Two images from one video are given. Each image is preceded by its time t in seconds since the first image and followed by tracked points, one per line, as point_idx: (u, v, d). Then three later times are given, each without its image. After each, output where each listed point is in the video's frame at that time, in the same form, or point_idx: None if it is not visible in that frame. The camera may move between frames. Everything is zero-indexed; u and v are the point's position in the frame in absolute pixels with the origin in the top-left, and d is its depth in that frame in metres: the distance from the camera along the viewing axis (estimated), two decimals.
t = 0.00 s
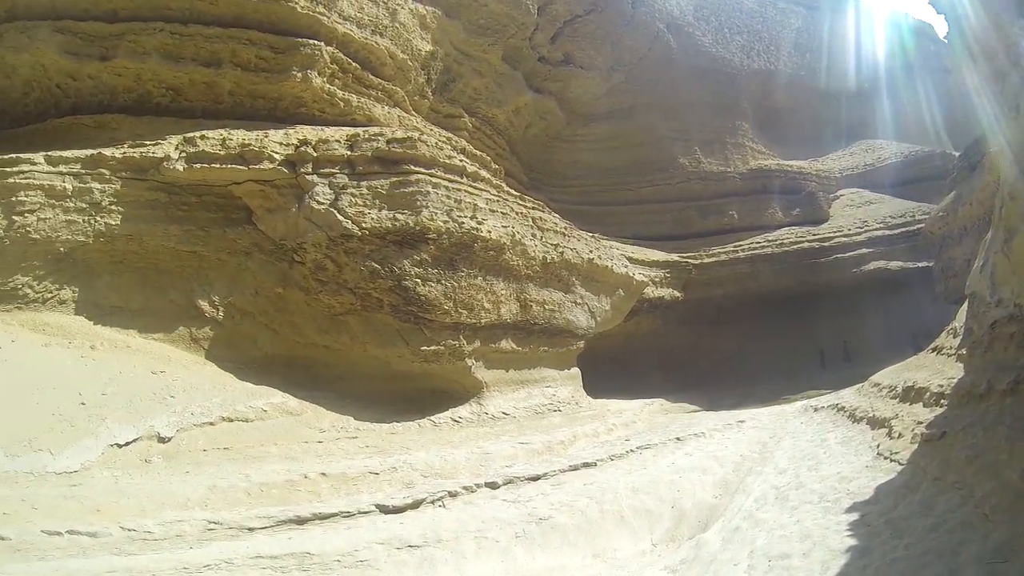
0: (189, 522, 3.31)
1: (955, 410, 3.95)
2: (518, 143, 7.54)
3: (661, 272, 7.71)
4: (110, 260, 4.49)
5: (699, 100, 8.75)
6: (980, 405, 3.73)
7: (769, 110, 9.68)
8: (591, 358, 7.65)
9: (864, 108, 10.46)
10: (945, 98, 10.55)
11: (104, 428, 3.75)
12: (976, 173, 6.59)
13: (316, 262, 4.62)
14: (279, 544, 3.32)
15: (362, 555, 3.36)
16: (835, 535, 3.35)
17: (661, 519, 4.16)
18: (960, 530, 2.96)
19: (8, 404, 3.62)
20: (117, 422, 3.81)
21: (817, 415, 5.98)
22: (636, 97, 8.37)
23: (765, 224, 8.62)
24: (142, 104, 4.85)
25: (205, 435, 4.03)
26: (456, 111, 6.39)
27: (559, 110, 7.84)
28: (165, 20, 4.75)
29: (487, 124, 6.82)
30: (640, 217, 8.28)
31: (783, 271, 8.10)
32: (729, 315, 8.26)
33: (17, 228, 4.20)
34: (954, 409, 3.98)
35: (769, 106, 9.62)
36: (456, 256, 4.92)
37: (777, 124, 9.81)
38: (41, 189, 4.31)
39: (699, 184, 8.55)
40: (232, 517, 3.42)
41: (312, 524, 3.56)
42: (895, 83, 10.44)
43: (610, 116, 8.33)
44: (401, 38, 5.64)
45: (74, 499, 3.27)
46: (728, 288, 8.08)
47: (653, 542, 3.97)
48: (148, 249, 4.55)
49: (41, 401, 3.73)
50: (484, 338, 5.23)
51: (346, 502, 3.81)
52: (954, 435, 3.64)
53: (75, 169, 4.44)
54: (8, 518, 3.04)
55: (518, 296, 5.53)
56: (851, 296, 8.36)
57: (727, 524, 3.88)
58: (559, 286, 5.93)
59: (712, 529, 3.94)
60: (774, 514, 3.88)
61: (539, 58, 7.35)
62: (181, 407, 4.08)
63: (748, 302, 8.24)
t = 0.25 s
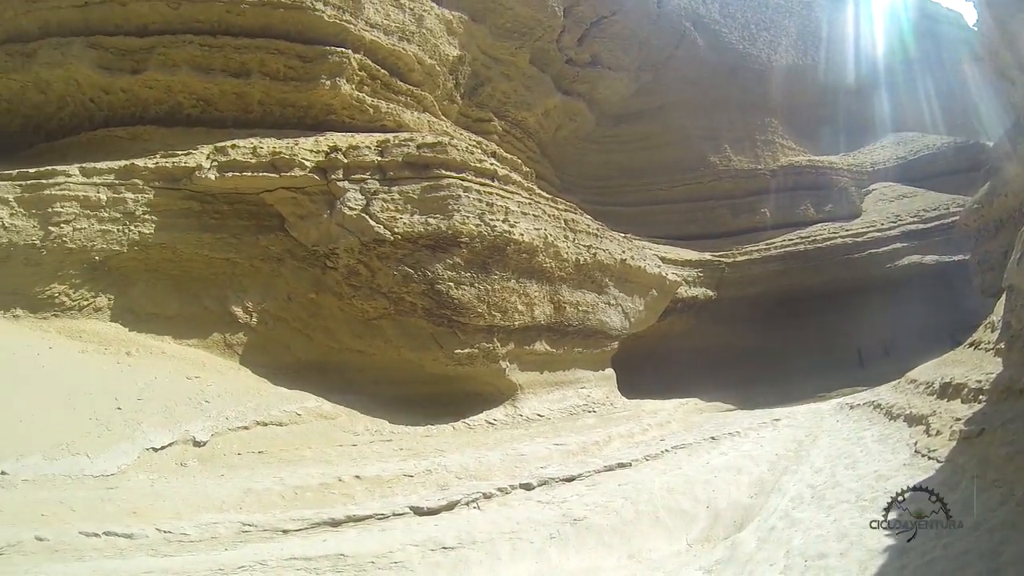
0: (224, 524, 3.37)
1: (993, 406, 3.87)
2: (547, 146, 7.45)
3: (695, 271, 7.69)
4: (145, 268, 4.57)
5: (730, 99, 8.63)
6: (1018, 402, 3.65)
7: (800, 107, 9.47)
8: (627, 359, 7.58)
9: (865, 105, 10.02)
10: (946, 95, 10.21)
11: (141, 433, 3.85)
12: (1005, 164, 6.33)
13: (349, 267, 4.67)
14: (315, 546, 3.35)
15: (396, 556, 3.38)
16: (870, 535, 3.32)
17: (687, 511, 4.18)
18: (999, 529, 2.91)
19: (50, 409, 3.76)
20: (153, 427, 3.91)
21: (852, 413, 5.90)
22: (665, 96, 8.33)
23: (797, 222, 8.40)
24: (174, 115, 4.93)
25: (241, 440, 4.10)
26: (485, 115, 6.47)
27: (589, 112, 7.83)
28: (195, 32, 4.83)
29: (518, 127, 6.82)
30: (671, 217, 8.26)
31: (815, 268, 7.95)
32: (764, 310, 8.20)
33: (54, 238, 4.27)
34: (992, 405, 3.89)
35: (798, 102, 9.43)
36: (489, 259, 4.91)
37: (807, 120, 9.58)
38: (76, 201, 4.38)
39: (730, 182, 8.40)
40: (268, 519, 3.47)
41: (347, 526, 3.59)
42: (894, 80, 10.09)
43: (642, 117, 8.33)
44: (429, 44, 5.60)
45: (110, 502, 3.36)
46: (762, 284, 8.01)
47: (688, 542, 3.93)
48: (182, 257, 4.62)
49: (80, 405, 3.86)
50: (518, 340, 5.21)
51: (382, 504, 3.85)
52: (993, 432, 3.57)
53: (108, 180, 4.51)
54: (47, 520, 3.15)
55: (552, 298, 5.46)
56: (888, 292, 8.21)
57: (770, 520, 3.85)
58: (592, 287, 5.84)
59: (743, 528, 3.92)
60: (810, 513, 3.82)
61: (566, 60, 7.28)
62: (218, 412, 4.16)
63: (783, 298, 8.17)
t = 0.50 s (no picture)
0: (263, 525, 3.40)
1: None
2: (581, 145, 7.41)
3: (732, 268, 7.61)
4: (182, 274, 4.69)
5: (766, 96, 8.30)
6: None
7: (829, 97, 9.20)
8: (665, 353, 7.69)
9: (871, 107, 9.63)
10: (945, 94, 9.94)
11: (180, 436, 3.92)
12: None
13: (386, 269, 4.67)
14: (354, 546, 3.36)
15: (435, 556, 3.37)
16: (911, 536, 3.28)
17: (711, 498, 4.21)
18: None
19: (93, 414, 3.87)
20: (192, 430, 3.99)
21: (892, 410, 5.78)
22: (699, 93, 8.07)
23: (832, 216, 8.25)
24: (208, 122, 5.01)
25: (280, 442, 4.15)
26: (518, 115, 6.35)
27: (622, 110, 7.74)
28: (224, 40, 4.85)
29: (551, 126, 6.72)
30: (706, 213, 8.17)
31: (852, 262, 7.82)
32: (795, 308, 8.12)
33: (92, 246, 4.45)
34: None
35: (830, 95, 9.16)
36: (525, 258, 4.83)
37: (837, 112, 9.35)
38: (113, 209, 4.56)
39: (763, 177, 8.23)
40: (306, 520, 3.49)
41: (385, 527, 3.61)
42: (894, 84, 9.75)
43: (676, 114, 8.14)
44: (459, 45, 5.48)
45: (151, 505, 3.41)
46: (794, 283, 7.91)
47: (727, 542, 3.86)
48: (218, 262, 4.71)
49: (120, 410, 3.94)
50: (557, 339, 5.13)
51: (421, 505, 3.86)
52: None
53: (144, 188, 4.65)
54: (92, 521, 3.19)
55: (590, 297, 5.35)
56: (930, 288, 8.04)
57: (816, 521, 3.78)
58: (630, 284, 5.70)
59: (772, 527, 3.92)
60: (850, 512, 3.75)
61: (597, 58, 7.07)
62: (256, 415, 4.22)
63: (815, 295, 8.08)
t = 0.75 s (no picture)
0: (302, 526, 3.43)
1: None
2: (614, 142, 7.24)
3: (769, 263, 7.24)
4: (220, 278, 4.77)
5: (808, 88, 7.64)
6: None
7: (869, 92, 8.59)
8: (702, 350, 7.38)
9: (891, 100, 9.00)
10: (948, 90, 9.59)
11: (220, 438, 4.00)
12: None
13: (423, 270, 4.67)
14: (393, 546, 3.37)
15: (475, 556, 3.36)
16: (954, 537, 3.23)
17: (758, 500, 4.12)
18: None
19: (135, 417, 4.00)
20: (232, 432, 4.06)
21: (932, 405, 5.65)
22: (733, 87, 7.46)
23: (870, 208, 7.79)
24: (242, 128, 5.05)
25: (319, 444, 4.19)
26: (551, 113, 6.31)
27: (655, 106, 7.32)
28: (256, 47, 4.87)
29: (584, 124, 6.64)
30: (742, 209, 7.72)
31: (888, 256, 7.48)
32: (843, 302, 7.74)
33: (130, 254, 4.61)
34: None
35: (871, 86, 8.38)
36: (563, 257, 4.75)
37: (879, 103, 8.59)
38: (151, 216, 4.69)
39: (802, 172, 7.69)
40: (345, 521, 3.52)
41: (425, 527, 3.62)
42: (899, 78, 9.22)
43: (708, 110, 7.58)
44: (491, 45, 5.45)
45: (193, 506, 3.47)
46: (837, 274, 7.47)
47: (766, 540, 3.82)
48: (254, 267, 4.79)
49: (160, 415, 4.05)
50: (594, 337, 5.05)
51: (460, 505, 3.86)
52: None
53: (180, 195, 4.75)
54: (134, 522, 3.26)
55: (627, 295, 5.26)
56: (968, 280, 7.78)
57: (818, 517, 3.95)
58: (666, 281, 5.59)
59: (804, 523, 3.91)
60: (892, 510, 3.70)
61: (629, 55, 6.84)
62: (295, 417, 4.28)
63: (864, 288, 7.68)
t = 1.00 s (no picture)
0: (340, 531, 3.44)
1: None
2: (650, 143, 7.14)
3: (806, 261, 6.99)
4: (257, 286, 4.83)
5: (846, 83, 7.26)
6: None
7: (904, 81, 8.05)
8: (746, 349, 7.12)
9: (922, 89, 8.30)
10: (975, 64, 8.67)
11: (259, 445, 4.06)
12: None
13: (460, 275, 4.67)
14: (431, 551, 3.34)
15: (513, 560, 3.31)
16: (1002, 538, 3.13)
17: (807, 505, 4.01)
18: None
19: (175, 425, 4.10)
20: (271, 439, 4.11)
21: (975, 404, 5.51)
22: (768, 83, 7.09)
23: (906, 203, 7.46)
24: (277, 137, 5.11)
25: (357, 450, 4.21)
26: (584, 115, 6.31)
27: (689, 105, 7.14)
28: (288, 57, 4.90)
29: (617, 125, 6.60)
30: (772, 207, 7.47)
31: (922, 253, 7.13)
32: (890, 298, 7.35)
33: (168, 263, 4.70)
34: None
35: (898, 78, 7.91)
36: (599, 259, 4.70)
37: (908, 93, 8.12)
38: (188, 226, 4.76)
39: (837, 168, 7.39)
40: (382, 525, 3.52)
41: (463, 532, 3.59)
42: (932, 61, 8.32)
43: (739, 107, 7.27)
44: (522, 48, 5.41)
45: (232, 511, 3.51)
46: (876, 271, 7.17)
47: (806, 543, 3.69)
48: (291, 274, 4.83)
49: (203, 422, 4.16)
50: (632, 340, 5.00)
51: (499, 509, 3.83)
52: None
53: (217, 205, 4.82)
54: (174, 526, 3.31)
55: (664, 296, 5.21)
56: None
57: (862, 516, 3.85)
58: (703, 282, 5.52)
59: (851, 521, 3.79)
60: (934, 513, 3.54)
61: (659, 54, 6.73)
62: (333, 423, 4.31)
63: (912, 282, 7.29)
